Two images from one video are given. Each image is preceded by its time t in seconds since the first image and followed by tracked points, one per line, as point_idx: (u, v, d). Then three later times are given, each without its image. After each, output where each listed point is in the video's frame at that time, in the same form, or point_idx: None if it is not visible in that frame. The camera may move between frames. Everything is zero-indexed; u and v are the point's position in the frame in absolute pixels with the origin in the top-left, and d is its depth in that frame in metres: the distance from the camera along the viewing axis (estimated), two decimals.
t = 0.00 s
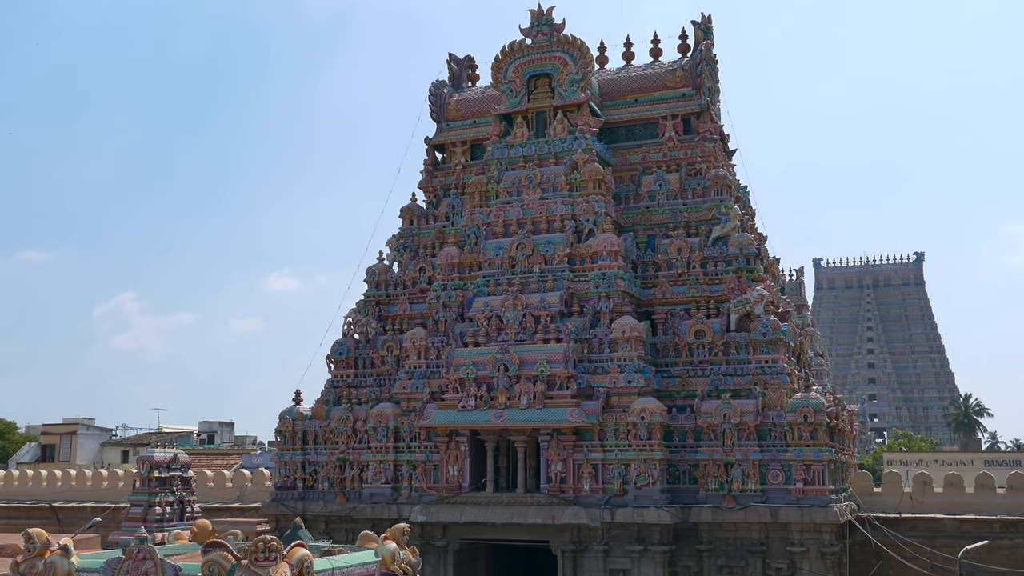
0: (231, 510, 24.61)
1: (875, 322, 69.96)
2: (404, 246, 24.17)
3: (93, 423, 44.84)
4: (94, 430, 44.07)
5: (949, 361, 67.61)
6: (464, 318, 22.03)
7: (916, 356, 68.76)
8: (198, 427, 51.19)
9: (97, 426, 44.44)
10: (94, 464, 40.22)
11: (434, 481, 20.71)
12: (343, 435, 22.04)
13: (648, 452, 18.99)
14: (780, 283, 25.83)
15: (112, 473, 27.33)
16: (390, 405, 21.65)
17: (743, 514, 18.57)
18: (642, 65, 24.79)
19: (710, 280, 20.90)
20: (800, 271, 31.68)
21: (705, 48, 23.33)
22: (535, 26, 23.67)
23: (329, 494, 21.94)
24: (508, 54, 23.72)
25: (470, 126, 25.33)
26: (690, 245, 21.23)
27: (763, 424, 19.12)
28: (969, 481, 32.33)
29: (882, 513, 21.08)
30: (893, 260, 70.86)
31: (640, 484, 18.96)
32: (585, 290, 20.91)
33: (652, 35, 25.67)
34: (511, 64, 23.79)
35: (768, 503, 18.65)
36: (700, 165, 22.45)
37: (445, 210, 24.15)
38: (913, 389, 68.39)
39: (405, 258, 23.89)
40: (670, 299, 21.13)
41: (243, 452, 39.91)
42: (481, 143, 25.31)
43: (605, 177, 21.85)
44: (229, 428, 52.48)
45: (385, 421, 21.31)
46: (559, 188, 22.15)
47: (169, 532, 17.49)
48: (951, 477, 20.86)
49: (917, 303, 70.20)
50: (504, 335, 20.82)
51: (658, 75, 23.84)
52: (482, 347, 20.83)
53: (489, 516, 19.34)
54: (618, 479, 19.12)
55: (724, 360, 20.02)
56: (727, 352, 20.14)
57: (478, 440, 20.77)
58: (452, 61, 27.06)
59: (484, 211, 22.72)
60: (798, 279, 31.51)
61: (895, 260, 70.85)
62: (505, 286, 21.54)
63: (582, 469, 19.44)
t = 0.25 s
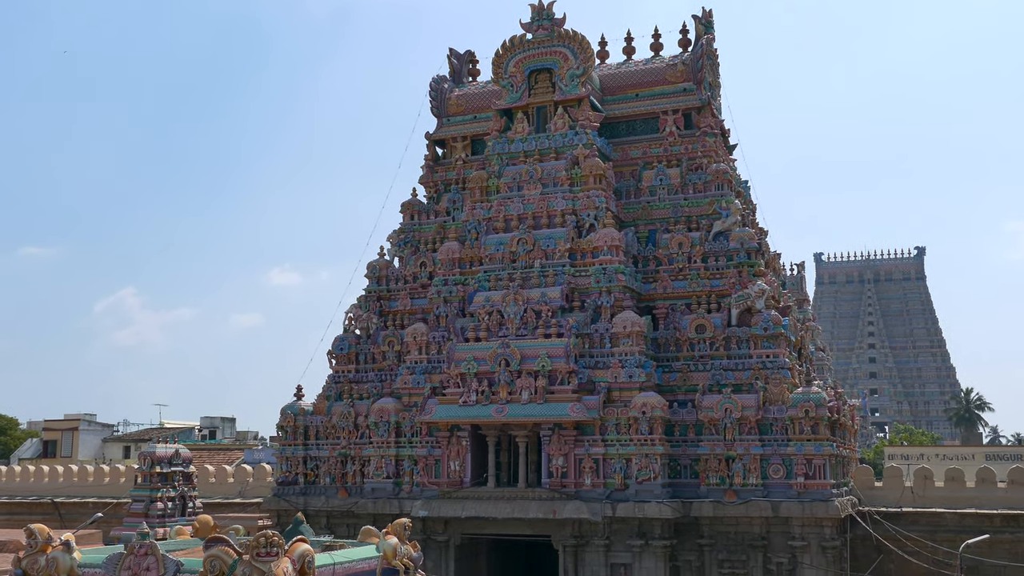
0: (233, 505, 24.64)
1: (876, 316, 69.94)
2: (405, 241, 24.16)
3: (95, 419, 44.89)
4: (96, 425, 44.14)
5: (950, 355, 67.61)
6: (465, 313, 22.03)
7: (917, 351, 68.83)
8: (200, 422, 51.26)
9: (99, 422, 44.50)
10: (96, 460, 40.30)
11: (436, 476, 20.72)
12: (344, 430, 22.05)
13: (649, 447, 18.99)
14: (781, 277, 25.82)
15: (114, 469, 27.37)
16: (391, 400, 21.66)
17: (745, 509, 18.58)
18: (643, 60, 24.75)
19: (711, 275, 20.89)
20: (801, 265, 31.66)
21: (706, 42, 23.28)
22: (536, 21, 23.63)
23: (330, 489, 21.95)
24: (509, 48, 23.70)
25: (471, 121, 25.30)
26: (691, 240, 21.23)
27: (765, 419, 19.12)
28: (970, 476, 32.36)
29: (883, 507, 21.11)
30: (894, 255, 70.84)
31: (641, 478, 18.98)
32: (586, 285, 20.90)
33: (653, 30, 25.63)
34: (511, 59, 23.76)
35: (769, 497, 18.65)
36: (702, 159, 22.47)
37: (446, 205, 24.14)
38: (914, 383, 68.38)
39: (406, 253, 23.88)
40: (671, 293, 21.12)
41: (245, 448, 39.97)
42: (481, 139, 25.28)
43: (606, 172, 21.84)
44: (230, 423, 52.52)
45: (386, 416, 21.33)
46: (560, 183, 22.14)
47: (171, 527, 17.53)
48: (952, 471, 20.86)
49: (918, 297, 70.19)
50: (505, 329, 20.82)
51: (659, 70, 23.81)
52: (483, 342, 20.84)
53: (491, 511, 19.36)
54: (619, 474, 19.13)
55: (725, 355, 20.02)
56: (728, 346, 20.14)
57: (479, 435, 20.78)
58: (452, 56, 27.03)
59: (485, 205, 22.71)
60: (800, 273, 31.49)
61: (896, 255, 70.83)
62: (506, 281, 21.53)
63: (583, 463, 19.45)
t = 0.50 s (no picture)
0: (235, 499, 24.69)
1: (877, 309, 69.94)
2: (406, 235, 24.14)
3: (96, 413, 44.96)
4: (97, 420, 44.21)
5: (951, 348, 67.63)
6: (466, 306, 22.04)
7: (918, 343, 68.87)
8: (201, 416, 51.32)
9: (100, 417, 44.56)
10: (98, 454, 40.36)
11: (437, 469, 20.76)
12: (345, 424, 22.08)
13: (651, 440, 19.01)
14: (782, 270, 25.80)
15: (116, 463, 27.40)
16: (393, 393, 21.68)
17: (746, 502, 18.57)
18: (644, 52, 24.70)
19: (712, 268, 20.88)
20: (801, 258, 31.65)
21: (706, 34, 23.23)
22: (537, 14, 23.59)
23: (332, 482, 21.98)
24: (509, 42, 23.66)
25: (471, 114, 25.27)
26: (692, 232, 21.22)
27: (766, 412, 19.14)
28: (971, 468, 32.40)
29: (883, 500, 21.12)
30: (895, 248, 70.82)
31: (642, 471, 19.00)
32: (587, 278, 20.90)
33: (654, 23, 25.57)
34: (511, 52, 23.72)
35: (770, 490, 18.67)
36: (702, 152, 22.38)
37: (447, 198, 24.13)
38: (915, 376, 68.40)
39: (407, 247, 23.87)
40: (672, 286, 21.11)
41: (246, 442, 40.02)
42: (482, 132, 25.25)
43: (607, 165, 21.82)
44: (231, 417, 52.59)
45: (388, 409, 21.34)
46: (561, 176, 22.12)
47: (173, 521, 17.54)
48: (953, 464, 20.86)
49: (919, 290, 70.19)
50: (506, 323, 20.82)
51: (660, 63, 23.76)
52: (484, 335, 20.84)
53: (492, 504, 19.38)
54: (620, 467, 19.14)
55: (726, 347, 20.02)
56: (728, 339, 20.15)
57: (480, 428, 20.80)
58: (453, 49, 26.99)
59: (486, 199, 22.69)
60: (801, 266, 31.48)
61: (897, 248, 70.81)
62: (506, 274, 21.53)
63: (584, 457, 19.47)
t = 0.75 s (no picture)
0: (236, 491, 24.72)
1: (878, 300, 69.91)
2: (406, 227, 24.12)
3: (97, 406, 44.99)
4: (99, 412, 44.26)
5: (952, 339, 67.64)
6: (467, 298, 22.02)
7: (919, 335, 68.87)
8: (202, 409, 51.37)
9: (101, 409, 44.59)
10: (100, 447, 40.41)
11: (438, 461, 20.79)
12: (347, 416, 22.09)
13: (652, 431, 19.02)
14: (783, 261, 25.77)
15: (117, 456, 27.44)
16: (394, 385, 21.69)
17: (747, 493, 18.60)
18: (644, 44, 24.64)
19: (712, 259, 20.86)
20: (802, 249, 31.62)
21: (706, 25, 23.16)
22: (537, 5, 23.51)
23: (333, 475, 21.99)
24: (509, 33, 23.59)
25: (472, 106, 25.21)
26: (693, 224, 21.21)
27: (767, 403, 19.15)
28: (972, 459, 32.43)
29: (884, 490, 21.13)
30: (895, 239, 70.76)
31: (643, 463, 19.01)
32: (588, 270, 20.89)
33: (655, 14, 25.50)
34: (511, 43, 23.65)
35: (771, 481, 18.69)
36: (703, 143, 22.41)
37: (447, 190, 24.09)
38: (916, 367, 68.42)
39: (407, 239, 23.84)
40: (673, 278, 21.10)
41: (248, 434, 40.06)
42: (482, 124, 25.21)
43: (607, 156, 21.78)
44: (232, 410, 52.65)
45: (389, 402, 21.32)
46: (561, 168, 22.09)
47: (174, 513, 17.59)
48: (954, 454, 20.86)
49: (920, 281, 70.14)
50: (507, 315, 20.82)
51: (660, 54, 23.70)
52: (485, 327, 20.84)
53: (493, 496, 19.41)
54: (621, 458, 19.16)
55: (727, 339, 20.01)
56: (729, 330, 20.14)
57: (481, 420, 20.81)
58: (453, 40, 26.92)
59: (486, 190, 22.67)
60: (802, 257, 31.45)
61: (898, 239, 70.76)
62: (507, 266, 21.51)
63: (585, 448, 19.47)
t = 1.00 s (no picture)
0: (238, 482, 24.76)
1: (879, 290, 69.88)
2: (407, 218, 24.09)
3: (99, 398, 45.05)
4: (100, 404, 44.33)
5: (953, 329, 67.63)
6: (467, 289, 22.02)
7: (920, 325, 68.87)
8: (203, 401, 51.42)
9: (103, 401, 44.65)
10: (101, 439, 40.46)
11: (439, 452, 20.84)
12: (348, 407, 22.11)
13: (652, 421, 19.04)
14: (784, 251, 25.75)
15: (119, 447, 27.48)
16: (395, 376, 21.71)
17: (748, 482, 18.63)
18: (644, 34, 24.58)
19: (713, 250, 20.84)
20: (803, 240, 31.60)
21: (707, 15, 23.09)
22: None
23: (334, 465, 22.02)
24: (510, 23, 23.52)
25: (472, 97, 25.16)
26: (693, 214, 21.19)
27: (767, 393, 19.16)
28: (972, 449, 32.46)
29: (885, 480, 21.13)
30: (896, 229, 70.70)
31: (644, 453, 19.02)
32: (589, 261, 20.88)
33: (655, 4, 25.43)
34: (511, 34, 23.59)
35: (772, 471, 18.71)
36: (704, 134, 22.31)
37: (448, 180, 24.05)
38: (917, 357, 68.44)
39: (408, 230, 23.82)
40: (673, 269, 21.10)
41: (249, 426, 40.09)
42: (483, 115, 25.16)
43: (608, 147, 21.75)
44: (234, 401, 52.73)
45: (389, 393, 21.37)
46: (562, 158, 22.05)
47: (176, 504, 17.61)
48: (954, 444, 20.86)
49: (921, 271, 70.11)
50: (507, 306, 20.81)
51: (661, 45, 23.66)
52: (485, 318, 20.84)
53: (494, 486, 19.44)
54: (622, 449, 19.19)
55: (728, 329, 20.01)
56: (730, 321, 20.12)
57: (483, 411, 20.83)
58: (453, 31, 26.84)
59: (487, 181, 22.64)
60: (803, 248, 31.42)
61: (899, 229, 70.70)
62: (508, 257, 21.49)
63: (586, 439, 19.49)
